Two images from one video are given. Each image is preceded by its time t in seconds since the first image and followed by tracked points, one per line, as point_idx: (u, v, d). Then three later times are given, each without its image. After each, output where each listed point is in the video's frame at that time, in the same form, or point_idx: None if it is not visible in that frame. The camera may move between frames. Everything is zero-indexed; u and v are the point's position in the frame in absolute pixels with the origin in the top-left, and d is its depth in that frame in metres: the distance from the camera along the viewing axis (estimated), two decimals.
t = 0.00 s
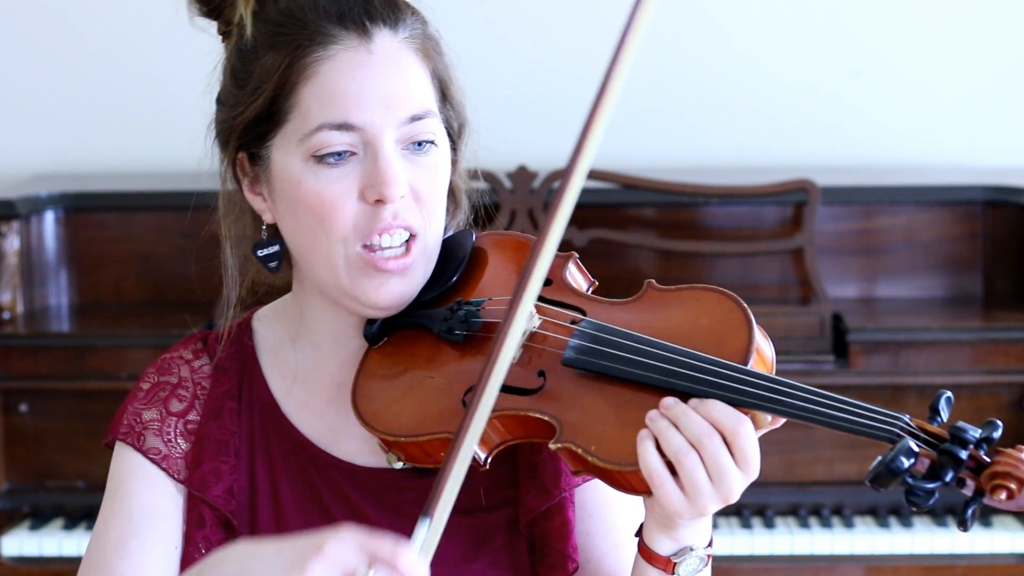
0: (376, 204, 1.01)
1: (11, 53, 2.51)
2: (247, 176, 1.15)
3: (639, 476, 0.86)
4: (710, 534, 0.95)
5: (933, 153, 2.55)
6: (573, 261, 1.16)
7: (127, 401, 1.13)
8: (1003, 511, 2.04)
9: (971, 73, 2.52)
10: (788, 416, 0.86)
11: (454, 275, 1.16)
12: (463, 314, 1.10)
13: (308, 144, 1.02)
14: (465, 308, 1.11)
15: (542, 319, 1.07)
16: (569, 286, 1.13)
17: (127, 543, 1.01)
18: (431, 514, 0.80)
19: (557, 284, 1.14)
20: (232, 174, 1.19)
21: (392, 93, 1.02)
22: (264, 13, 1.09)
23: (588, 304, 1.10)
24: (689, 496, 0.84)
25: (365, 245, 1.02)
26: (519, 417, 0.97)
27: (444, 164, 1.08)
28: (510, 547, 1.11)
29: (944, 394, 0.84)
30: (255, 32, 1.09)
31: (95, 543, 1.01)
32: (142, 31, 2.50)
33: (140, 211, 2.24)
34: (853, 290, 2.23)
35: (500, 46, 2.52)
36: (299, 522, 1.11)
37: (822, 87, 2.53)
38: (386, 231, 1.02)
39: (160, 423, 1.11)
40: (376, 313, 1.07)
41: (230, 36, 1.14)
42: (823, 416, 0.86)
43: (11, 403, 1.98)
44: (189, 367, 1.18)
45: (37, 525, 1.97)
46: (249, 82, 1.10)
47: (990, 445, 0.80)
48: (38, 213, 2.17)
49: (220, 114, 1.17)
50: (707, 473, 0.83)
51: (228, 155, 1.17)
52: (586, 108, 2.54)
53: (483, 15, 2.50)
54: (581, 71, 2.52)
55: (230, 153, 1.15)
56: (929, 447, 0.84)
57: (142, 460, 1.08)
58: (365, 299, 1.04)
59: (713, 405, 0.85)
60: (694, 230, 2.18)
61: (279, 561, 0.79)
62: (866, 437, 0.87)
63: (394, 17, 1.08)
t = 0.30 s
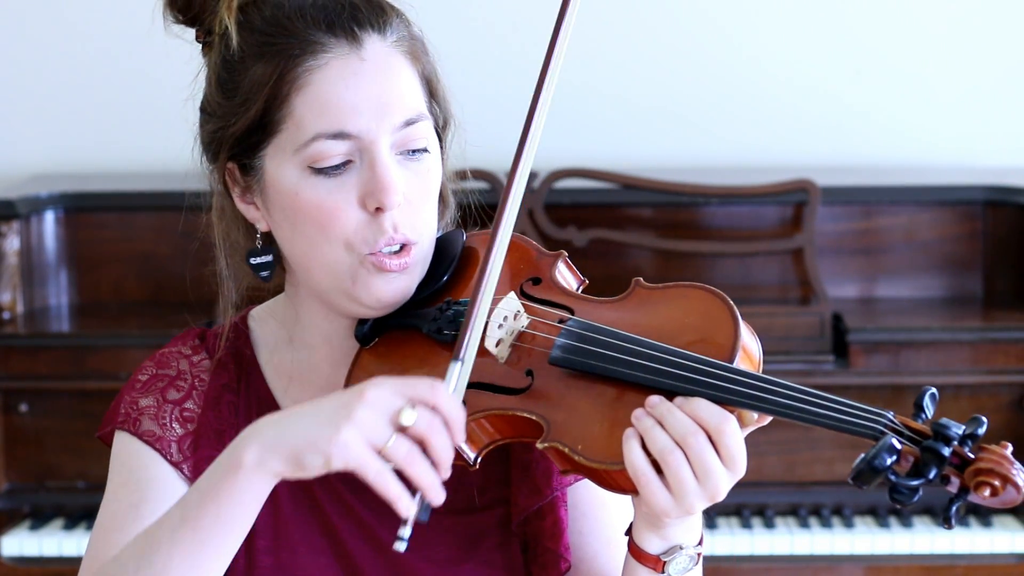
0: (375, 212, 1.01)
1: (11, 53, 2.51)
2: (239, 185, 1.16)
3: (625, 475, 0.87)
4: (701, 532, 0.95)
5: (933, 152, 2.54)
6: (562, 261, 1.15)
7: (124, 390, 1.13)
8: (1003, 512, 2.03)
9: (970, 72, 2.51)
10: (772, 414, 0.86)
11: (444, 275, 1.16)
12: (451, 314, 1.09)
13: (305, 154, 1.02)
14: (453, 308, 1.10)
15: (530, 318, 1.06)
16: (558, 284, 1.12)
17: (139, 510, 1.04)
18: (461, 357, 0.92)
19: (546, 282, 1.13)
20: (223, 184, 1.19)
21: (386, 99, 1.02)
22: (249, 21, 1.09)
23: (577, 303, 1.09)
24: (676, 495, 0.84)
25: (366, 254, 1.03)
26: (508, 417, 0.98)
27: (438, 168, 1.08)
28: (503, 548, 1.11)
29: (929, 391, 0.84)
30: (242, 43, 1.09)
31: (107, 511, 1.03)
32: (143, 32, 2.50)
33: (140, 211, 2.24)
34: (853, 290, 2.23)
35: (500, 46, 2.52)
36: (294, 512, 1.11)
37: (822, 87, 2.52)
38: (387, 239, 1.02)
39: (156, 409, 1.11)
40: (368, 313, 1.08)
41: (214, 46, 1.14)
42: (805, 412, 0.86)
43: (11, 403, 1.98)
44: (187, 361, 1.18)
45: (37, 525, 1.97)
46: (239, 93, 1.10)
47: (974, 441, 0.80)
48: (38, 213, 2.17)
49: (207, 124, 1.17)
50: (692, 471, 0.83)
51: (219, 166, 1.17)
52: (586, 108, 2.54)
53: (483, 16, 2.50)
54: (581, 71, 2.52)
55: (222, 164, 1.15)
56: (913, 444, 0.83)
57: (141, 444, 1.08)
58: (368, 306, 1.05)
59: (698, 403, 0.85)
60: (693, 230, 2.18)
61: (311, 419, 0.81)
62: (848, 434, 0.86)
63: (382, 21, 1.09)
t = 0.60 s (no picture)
0: (377, 209, 1.01)
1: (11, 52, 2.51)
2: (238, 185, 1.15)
3: (629, 475, 0.87)
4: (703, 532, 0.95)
5: (933, 152, 2.54)
6: (562, 261, 1.16)
7: (126, 392, 1.13)
8: (1003, 511, 2.03)
9: (970, 72, 2.51)
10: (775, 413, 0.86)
11: (445, 277, 1.16)
12: (452, 316, 1.09)
13: (306, 152, 1.02)
14: (454, 310, 1.10)
15: (532, 319, 1.05)
16: (558, 284, 1.13)
17: (151, 510, 1.04)
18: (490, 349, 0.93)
19: (546, 282, 1.13)
20: (223, 184, 1.19)
21: (388, 98, 1.02)
22: (249, 21, 1.10)
23: (577, 303, 1.09)
24: (681, 494, 0.84)
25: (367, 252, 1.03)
26: (510, 418, 0.98)
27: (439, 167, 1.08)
28: (505, 550, 1.11)
29: (934, 389, 0.83)
30: (242, 42, 1.09)
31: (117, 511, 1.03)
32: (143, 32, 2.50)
33: (140, 211, 2.24)
34: (853, 290, 2.23)
35: (499, 46, 2.51)
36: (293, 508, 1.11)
37: (822, 87, 2.52)
38: (388, 237, 1.02)
39: (158, 410, 1.11)
40: (370, 315, 1.08)
41: (214, 46, 1.14)
42: (810, 412, 0.86)
43: (11, 403, 1.98)
44: (189, 361, 1.18)
45: (37, 526, 1.96)
46: (239, 91, 1.10)
47: (981, 439, 0.80)
48: (38, 213, 2.17)
49: (207, 124, 1.17)
50: (697, 471, 0.83)
51: (218, 166, 1.16)
52: (586, 107, 2.54)
53: (483, 16, 2.50)
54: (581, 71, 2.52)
55: (221, 163, 1.15)
56: (919, 442, 0.83)
57: (146, 444, 1.09)
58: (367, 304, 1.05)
59: (702, 403, 0.85)
60: (693, 230, 2.18)
61: (348, 413, 0.85)
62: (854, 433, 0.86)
63: (382, 20, 1.09)
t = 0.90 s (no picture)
0: (376, 208, 1.01)
1: (12, 51, 2.51)
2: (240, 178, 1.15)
3: (630, 478, 0.87)
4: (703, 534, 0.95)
5: (932, 153, 2.54)
6: (563, 262, 1.16)
7: (123, 397, 1.13)
8: (1003, 512, 2.03)
9: (970, 73, 2.51)
10: (775, 416, 0.86)
11: (446, 278, 1.16)
12: (453, 317, 1.09)
13: (306, 148, 1.02)
14: (455, 311, 1.10)
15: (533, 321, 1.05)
16: (558, 286, 1.12)
17: (151, 521, 1.04)
18: (497, 386, 0.91)
19: (547, 283, 1.13)
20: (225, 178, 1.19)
21: (392, 97, 1.02)
22: (257, 14, 1.10)
23: (578, 305, 1.09)
24: (681, 498, 0.84)
25: (365, 250, 1.03)
26: (510, 420, 0.98)
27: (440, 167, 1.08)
28: (504, 550, 1.11)
29: (935, 393, 0.84)
30: (249, 36, 1.09)
31: (115, 524, 1.03)
32: (143, 30, 2.50)
33: (140, 211, 2.24)
34: (853, 290, 2.23)
35: (499, 45, 2.51)
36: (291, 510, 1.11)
37: (822, 87, 2.52)
38: (384, 236, 1.03)
39: (157, 415, 1.11)
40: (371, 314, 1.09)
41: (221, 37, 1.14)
42: (811, 416, 0.86)
43: (11, 403, 1.98)
44: (186, 365, 1.18)
45: (36, 525, 1.97)
46: (243, 85, 1.10)
47: (980, 444, 0.80)
48: (38, 213, 2.17)
49: (211, 115, 1.17)
50: (697, 474, 0.83)
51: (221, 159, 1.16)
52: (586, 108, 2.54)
53: (483, 16, 2.50)
54: (581, 71, 2.52)
55: (224, 157, 1.15)
56: (919, 446, 0.84)
57: (144, 451, 1.09)
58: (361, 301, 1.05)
59: (703, 406, 0.85)
60: (694, 230, 2.18)
61: (353, 444, 0.86)
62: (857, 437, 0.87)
63: (389, 19, 1.09)
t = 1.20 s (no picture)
0: (347, 205, 1.01)
1: (12, 51, 2.51)
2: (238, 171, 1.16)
3: (631, 475, 0.87)
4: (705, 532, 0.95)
5: (932, 153, 2.54)
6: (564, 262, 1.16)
7: (123, 398, 1.13)
8: (1003, 511, 2.03)
9: (971, 73, 2.51)
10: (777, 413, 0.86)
11: (443, 278, 1.16)
12: (452, 316, 1.09)
13: (287, 139, 1.04)
14: (455, 310, 1.10)
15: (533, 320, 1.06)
16: (559, 286, 1.12)
17: (151, 521, 1.03)
18: (505, 382, 0.93)
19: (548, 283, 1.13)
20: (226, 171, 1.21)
21: (373, 96, 1.02)
22: (260, 8, 1.11)
23: (578, 304, 1.09)
24: (684, 495, 0.84)
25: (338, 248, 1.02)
26: (510, 419, 0.99)
27: (429, 168, 1.07)
28: (503, 549, 1.11)
29: (937, 389, 0.84)
30: (249, 28, 1.11)
31: (115, 527, 1.02)
32: (143, 30, 2.50)
33: (140, 211, 2.24)
34: (853, 290, 2.23)
35: (500, 46, 2.51)
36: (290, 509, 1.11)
37: (822, 87, 2.52)
38: (356, 235, 1.02)
39: (156, 417, 1.11)
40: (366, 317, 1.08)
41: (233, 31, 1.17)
42: (813, 413, 0.86)
43: (11, 403, 1.98)
44: (185, 366, 1.17)
45: (37, 526, 1.97)
46: (240, 75, 1.12)
47: (984, 439, 0.80)
48: (38, 213, 2.17)
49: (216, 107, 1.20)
50: (700, 471, 0.83)
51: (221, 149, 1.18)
52: (586, 107, 2.53)
53: (483, 16, 2.50)
54: (582, 71, 2.52)
55: (222, 149, 1.17)
56: (923, 442, 0.83)
57: (144, 452, 1.08)
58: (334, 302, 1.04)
59: (705, 403, 0.85)
60: (694, 230, 2.18)
61: (359, 426, 0.87)
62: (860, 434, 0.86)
63: (385, 20, 1.09)
